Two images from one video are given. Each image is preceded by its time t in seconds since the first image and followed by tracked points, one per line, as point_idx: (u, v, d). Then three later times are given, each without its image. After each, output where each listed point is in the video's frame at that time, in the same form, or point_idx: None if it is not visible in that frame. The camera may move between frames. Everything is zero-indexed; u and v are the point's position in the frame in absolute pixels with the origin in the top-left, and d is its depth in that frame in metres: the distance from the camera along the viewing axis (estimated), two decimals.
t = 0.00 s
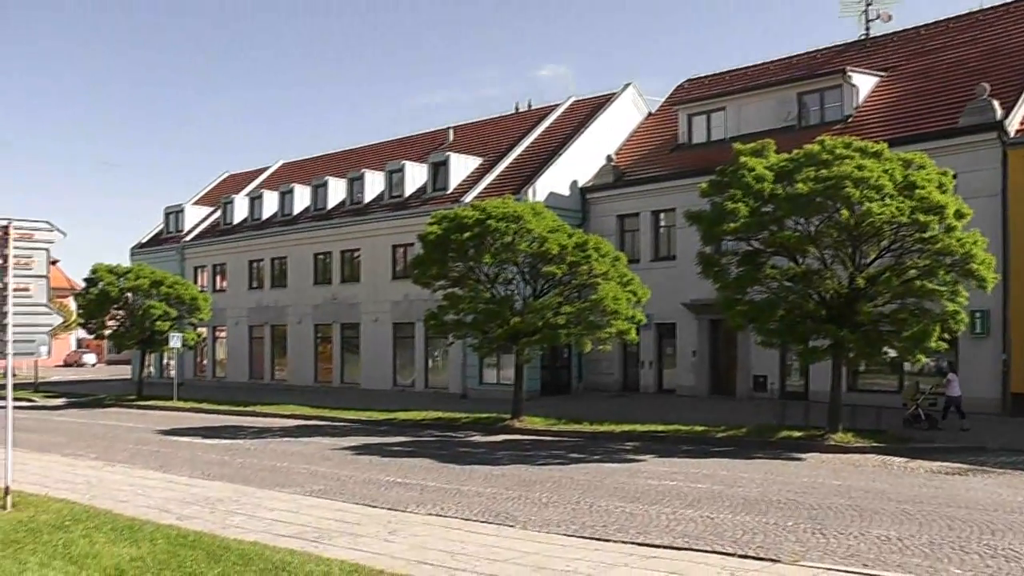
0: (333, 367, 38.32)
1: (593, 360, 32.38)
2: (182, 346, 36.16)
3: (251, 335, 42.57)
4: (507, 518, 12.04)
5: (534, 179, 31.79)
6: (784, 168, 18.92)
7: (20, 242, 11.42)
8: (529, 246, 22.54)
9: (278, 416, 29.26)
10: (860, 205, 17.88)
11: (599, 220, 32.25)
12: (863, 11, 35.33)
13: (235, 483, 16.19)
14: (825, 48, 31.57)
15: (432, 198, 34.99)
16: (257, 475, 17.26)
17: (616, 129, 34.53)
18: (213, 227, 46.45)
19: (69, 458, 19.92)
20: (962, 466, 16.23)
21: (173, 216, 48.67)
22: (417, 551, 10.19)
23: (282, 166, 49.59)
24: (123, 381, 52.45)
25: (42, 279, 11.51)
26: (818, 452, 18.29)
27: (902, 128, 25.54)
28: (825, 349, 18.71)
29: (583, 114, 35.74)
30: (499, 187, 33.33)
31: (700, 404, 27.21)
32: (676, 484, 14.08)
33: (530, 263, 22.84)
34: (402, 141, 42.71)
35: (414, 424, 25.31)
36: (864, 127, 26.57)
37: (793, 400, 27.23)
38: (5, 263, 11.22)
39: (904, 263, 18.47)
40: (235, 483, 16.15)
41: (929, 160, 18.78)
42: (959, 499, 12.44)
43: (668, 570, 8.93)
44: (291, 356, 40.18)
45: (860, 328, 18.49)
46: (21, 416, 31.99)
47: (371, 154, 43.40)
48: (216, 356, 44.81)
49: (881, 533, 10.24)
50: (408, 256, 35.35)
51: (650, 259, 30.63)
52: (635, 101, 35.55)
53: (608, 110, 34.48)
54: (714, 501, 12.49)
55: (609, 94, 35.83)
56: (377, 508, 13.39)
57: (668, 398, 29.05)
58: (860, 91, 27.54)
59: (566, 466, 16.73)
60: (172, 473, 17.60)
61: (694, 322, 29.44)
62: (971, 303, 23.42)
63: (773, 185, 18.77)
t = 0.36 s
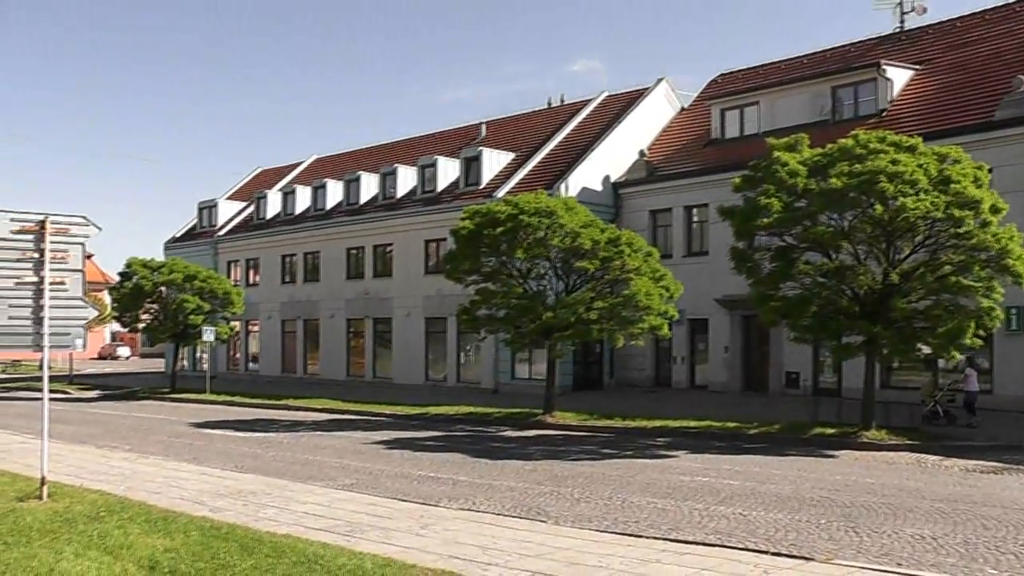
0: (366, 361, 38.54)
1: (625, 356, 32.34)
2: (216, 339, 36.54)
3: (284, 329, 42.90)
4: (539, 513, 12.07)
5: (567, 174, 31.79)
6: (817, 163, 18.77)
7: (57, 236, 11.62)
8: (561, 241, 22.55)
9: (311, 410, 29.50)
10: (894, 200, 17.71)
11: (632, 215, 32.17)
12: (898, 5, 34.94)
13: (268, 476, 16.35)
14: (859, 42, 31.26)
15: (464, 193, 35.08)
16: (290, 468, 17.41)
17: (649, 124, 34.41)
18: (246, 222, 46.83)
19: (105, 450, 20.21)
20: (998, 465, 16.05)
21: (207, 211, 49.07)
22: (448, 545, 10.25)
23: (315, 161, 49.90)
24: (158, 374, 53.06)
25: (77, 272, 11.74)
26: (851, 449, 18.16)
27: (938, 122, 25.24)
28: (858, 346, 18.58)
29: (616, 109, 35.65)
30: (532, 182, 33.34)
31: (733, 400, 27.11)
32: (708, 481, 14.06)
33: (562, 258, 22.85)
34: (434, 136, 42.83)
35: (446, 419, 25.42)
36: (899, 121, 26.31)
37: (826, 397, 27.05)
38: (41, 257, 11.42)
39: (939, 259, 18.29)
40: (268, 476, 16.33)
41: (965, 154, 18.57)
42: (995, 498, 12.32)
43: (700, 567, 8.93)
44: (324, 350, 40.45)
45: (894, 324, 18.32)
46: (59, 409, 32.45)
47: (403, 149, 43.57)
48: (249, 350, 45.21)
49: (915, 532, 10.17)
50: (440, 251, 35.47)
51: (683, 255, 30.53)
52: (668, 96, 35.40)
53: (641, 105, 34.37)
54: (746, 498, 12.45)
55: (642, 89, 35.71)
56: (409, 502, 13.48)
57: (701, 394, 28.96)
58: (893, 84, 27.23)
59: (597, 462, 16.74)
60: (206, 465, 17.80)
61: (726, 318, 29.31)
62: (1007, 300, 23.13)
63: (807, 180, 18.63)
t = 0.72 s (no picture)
0: (398, 357, 38.71)
1: (657, 352, 32.28)
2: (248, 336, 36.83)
3: (315, 326, 43.18)
4: (571, 510, 12.08)
5: (599, 170, 31.73)
6: (850, 158, 18.61)
7: (90, 233, 11.75)
8: (593, 237, 22.53)
9: (343, 406, 29.67)
10: (927, 194, 17.53)
11: (663, 211, 32.06)
12: None
13: (301, 472, 16.46)
14: (892, 36, 30.96)
15: (495, 189, 35.12)
16: (323, 464, 17.52)
17: (680, 120, 34.26)
18: (278, 219, 47.13)
19: (139, 446, 20.43)
20: None
21: (239, 207, 49.37)
22: (481, 542, 10.28)
23: (346, 159, 50.13)
24: (191, 370, 53.55)
25: (110, 270, 11.86)
26: (884, 446, 18.01)
27: (972, 115, 24.94)
28: (891, 342, 18.41)
29: (647, 104, 35.53)
30: (563, 178, 33.29)
31: (764, 397, 26.98)
32: (740, 477, 14.00)
33: (594, 254, 22.82)
34: (465, 133, 42.90)
35: (477, 415, 25.47)
36: (932, 115, 26.02)
37: (858, 393, 26.85)
38: (75, 254, 11.53)
39: (972, 254, 18.09)
40: (301, 472, 16.44)
41: (999, 148, 18.35)
42: None
43: (734, 563, 8.90)
44: (356, 347, 40.68)
45: (927, 320, 18.13)
46: (93, 404, 32.85)
47: (434, 146, 43.69)
48: (281, 346, 45.54)
49: (949, 530, 10.07)
50: (472, 248, 35.54)
51: (715, 251, 30.39)
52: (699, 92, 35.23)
53: (673, 101, 34.22)
54: (779, 495, 12.39)
55: (673, 84, 35.56)
56: (442, 498, 13.53)
57: (732, 390, 28.84)
58: (926, 78, 26.96)
59: (629, 459, 16.71)
60: (238, 461, 17.96)
61: (758, 314, 29.16)
62: None
63: (839, 175, 18.48)
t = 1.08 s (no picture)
0: (429, 353, 38.80)
1: (689, 348, 32.14)
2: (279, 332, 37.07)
3: (347, 322, 43.37)
4: (603, 506, 12.04)
5: (629, 166, 31.61)
6: (882, 152, 18.41)
7: (123, 232, 11.82)
8: (624, 234, 22.46)
9: (374, 402, 29.78)
10: (960, 189, 17.32)
11: (694, 207, 31.88)
12: None
13: (333, 468, 16.53)
14: (925, 28, 30.56)
15: (526, 185, 35.11)
16: (354, 460, 17.59)
17: (712, 115, 34.06)
18: (309, 216, 47.37)
19: (172, 441, 20.61)
20: None
21: (270, 205, 49.69)
22: (512, 538, 10.27)
23: (376, 156, 50.31)
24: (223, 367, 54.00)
25: (142, 267, 11.92)
26: (917, 444, 17.81)
27: (1006, 108, 24.58)
28: (923, 338, 18.21)
29: (678, 100, 35.35)
30: (594, 174, 33.18)
31: (796, 393, 26.79)
32: (772, 474, 13.91)
33: (625, 250, 22.75)
34: (496, 129, 42.91)
35: (508, 412, 25.49)
36: (965, 108, 25.69)
37: (890, 390, 26.59)
38: (108, 252, 11.63)
39: (1006, 249, 17.86)
40: (333, 468, 16.51)
41: None
42: None
43: (767, 561, 8.81)
44: (386, 343, 40.83)
45: (960, 316, 17.89)
46: (127, 400, 33.18)
47: (464, 143, 43.73)
48: (312, 343, 45.78)
49: (984, 528, 9.92)
50: (502, 244, 35.54)
51: (746, 247, 30.20)
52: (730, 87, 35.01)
53: (705, 95, 34.02)
54: (811, 492, 12.29)
55: (704, 80, 35.37)
56: (473, 494, 13.54)
57: (763, 387, 28.66)
58: (958, 71, 26.62)
59: (660, 455, 16.65)
60: (270, 457, 18.07)
61: (790, 310, 28.95)
62: None
63: (870, 170, 18.28)
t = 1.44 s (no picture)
0: (459, 350, 38.86)
1: (719, 345, 31.99)
2: (311, 329, 37.31)
3: (377, 319, 43.55)
4: (634, 503, 12.02)
5: (660, 162, 31.49)
6: (914, 147, 18.24)
7: (155, 229, 11.87)
8: (655, 230, 22.39)
9: (405, 399, 29.91)
10: (993, 183, 17.16)
11: (726, 202, 31.71)
12: None
13: (364, 464, 16.62)
14: (958, 21, 30.18)
15: (557, 182, 35.10)
16: (385, 457, 17.67)
17: (743, 111, 33.87)
18: (340, 214, 47.59)
19: (205, 437, 20.81)
20: None
21: (302, 203, 50.01)
22: (544, 535, 10.26)
23: (406, 153, 50.47)
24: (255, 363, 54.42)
25: (175, 264, 12.00)
26: (950, 441, 17.63)
27: None
28: (956, 335, 18.03)
29: (709, 95, 35.18)
30: (624, 170, 33.09)
31: (827, 390, 26.60)
32: (804, 472, 13.82)
33: (655, 247, 22.68)
34: (526, 126, 42.92)
35: (539, 408, 25.51)
36: (999, 101, 25.40)
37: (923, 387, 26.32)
38: (141, 250, 11.73)
39: None
40: (365, 464, 16.60)
41: None
42: None
43: (798, 560, 8.75)
44: (417, 340, 40.95)
45: (993, 312, 17.69)
46: (160, 396, 33.54)
47: (494, 140, 43.77)
48: (343, 340, 46.05)
49: (1019, 527, 9.79)
50: (533, 241, 35.53)
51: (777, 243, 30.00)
52: (762, 82, 34.77)
53: (737, 91, 33.82)
54: (843, 490, 12.21)
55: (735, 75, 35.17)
56: (504, 491, 13.56)
57: (795, 384, 28.47)
58: (992, 64, 26.30)
59: (692, 452, 16.59)
60: (302, 453, 18.19)
61: (821, 307, 28.75)
62: None
63: (903, 164, 18.11)
